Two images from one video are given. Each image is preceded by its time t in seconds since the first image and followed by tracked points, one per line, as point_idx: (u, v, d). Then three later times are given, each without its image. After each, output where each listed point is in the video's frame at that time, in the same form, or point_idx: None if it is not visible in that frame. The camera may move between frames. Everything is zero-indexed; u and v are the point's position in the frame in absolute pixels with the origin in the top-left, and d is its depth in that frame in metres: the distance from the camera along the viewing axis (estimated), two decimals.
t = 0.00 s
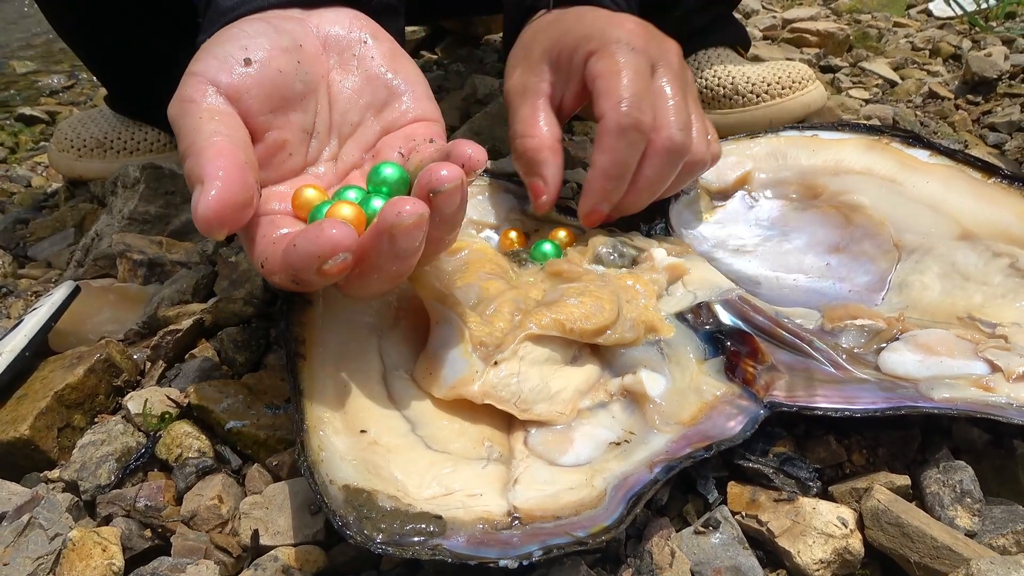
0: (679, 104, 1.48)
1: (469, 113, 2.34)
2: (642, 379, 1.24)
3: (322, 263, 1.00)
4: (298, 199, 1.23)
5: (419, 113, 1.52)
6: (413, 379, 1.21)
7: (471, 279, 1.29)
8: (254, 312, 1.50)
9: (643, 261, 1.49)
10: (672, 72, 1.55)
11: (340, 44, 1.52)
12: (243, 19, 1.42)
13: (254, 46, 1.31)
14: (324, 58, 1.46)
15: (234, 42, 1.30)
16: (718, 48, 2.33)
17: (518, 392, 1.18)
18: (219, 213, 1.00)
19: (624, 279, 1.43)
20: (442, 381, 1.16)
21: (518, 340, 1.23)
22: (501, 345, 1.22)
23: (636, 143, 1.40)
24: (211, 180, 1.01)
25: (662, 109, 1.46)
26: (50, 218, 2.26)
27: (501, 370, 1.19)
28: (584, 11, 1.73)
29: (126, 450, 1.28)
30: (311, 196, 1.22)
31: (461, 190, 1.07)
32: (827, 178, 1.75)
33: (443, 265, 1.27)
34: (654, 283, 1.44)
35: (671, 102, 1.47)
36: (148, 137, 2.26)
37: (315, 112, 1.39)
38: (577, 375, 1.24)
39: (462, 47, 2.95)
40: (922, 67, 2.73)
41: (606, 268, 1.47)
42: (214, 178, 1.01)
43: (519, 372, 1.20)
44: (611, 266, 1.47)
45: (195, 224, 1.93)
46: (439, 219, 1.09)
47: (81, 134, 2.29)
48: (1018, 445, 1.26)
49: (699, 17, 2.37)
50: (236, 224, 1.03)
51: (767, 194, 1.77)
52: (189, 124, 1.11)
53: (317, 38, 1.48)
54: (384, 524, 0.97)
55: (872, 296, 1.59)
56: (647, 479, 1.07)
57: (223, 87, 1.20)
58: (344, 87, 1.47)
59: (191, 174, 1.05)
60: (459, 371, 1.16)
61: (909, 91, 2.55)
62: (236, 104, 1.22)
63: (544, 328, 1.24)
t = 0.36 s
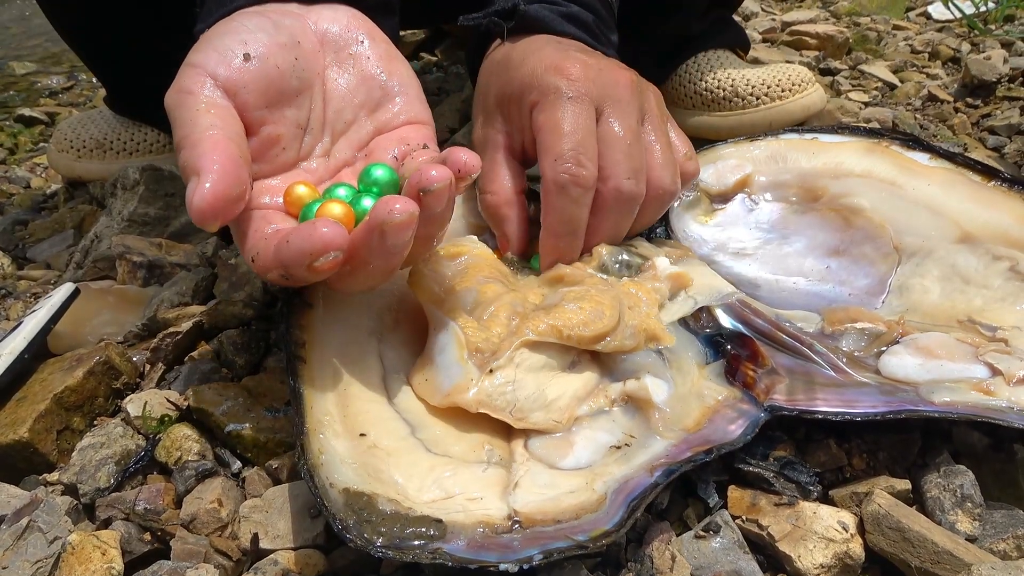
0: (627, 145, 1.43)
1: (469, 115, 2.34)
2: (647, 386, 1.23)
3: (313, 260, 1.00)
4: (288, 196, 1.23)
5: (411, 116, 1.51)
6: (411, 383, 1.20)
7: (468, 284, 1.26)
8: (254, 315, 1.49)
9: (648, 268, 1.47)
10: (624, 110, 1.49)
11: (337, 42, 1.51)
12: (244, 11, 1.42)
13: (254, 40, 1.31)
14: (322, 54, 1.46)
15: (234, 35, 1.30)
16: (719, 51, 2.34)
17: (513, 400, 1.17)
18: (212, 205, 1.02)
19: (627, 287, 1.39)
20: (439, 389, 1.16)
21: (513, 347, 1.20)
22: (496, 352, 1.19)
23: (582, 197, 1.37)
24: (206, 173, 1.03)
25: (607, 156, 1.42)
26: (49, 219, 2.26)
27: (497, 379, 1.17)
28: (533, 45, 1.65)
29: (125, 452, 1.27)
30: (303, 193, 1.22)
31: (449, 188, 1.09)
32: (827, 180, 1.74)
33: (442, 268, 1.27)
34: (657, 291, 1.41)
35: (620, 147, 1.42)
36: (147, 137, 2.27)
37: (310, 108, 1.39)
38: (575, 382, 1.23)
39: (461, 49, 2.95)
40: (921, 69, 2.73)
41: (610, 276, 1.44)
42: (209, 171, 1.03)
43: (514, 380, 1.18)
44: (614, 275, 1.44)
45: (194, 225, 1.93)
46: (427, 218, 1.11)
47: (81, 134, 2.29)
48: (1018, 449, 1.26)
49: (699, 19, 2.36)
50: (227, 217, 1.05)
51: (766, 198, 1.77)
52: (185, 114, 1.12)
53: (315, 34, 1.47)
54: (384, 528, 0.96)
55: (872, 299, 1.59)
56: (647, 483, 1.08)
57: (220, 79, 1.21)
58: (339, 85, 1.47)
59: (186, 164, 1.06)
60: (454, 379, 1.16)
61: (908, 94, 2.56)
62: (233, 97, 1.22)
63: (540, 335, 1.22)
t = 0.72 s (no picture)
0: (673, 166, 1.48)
1: (470, 117, 2.34)
2: (648, 391, 1.24)
3: (321, 272, 1.01)
4: (292, 207, 1.23)
5: (413, 126, 1.51)
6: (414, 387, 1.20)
7: (472, 287, 1.27)
8: (256, 317, 1.49)
9: (650, 271, 1.47)
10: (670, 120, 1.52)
11: (340, 51, 1.51)
12: (247, 19, 1.43)
13: (259, 48, 1.32)
14: (325, 63, 1.46)
15: (239, 42, 1.31)
16: (719, 55, 2.34)
17: (518, 403, 1.17)
18: (220, 214, 1.01)
19: (629, 289, 1.40)
20: (444, 392, 1.15)
21: (518, 351, 1.20)
22: (501, 355, 1.20)
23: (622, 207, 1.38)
24: (214, 180, 1.03)
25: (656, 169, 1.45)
26: (49, 220, 2.25)
27: (501, 382, 1.17)
28: (596, 21, 1.61)
29: (127, 456, 1.27)
30: (307, 204, 1.22)
31: (456, 200, 1.09)
32: (830, 186, 1.74)
33: (445, 272, 1.27)
34: (659, 294, 1.42)
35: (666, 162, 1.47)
36: (147, 139, 2.27)
37: (314, 117, 1.39)
38: (579, 385, 1.23)
39: (462, 51, 2.95)
40: (922, 74, 2.74)
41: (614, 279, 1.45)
42: (218, 178, 1.03)
43: (518, 383, 1.18)
44: (617, 277, 1.45)
45: (195, 227, 1.93)
46: (435, 229, 1.11)
47: (81, 136, 2.29)
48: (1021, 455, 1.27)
49: (701, 23, 2.36)
50: (235, 225, 1.05)
51: (768, 202, 1.76)
52: (191, 121, 1.12)
53: (318, 42, 1.48)
54: (388, 534, 0.96)
55: (874, 304, 1.59)
56: (650, 489, 1.08)
57: (226, 86, 1.22)
58: (342, 94, 1.47)
59: (194, 171, 1.06)
60: (459, 382, 1.15)
61: (909, 99, 2.56)
62: (239, 105, 1.22)
63: (545, 338, 1.22)
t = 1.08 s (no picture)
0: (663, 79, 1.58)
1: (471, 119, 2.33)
2: (650, 393, 1.23)
3: (372, 259, 1.01)
4: (342, 205, 1.22)
5: (450, 121, 1.51)
6: (415, 387, 1.20)
7: (474, 290, 1.27)
8: (257, 319, 1.50)
9: (650, 271, 1.47)
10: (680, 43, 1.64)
11: (373, 51, 1.50)
12: (283, 24, 1.42)
13: (298, 51, 1.31)
14: (360, 64, 1.46)
15: (278, 46, 1.30)
16: (720, 58, 2.33)
17: (522, 405, 1.16)
18: (278, 216, 1.01)
19: (630, 290, 1.40)
20: (446, 393, 1.15)
21: (521, 351, 1.20)
22: (504, 357, 1.20)
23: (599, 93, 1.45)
24: (270, 184, 1.03)
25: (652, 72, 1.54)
26: (49, 221, 2.25)
27: (506, 382, 1.17)
28: None
29: (127, 457, 1.26)
30: (356, 201, 1.22)
31: (509, 195, 1.08)
32: (831, 188, 1.74)
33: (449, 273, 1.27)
34: (660, 294, 1.42)
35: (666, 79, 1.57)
36: (148, 140, 2.31)
37: (354, 117, 1.39)
38: (582, 387, 1.23)
39: (462, 53, 2.95)
40: (923, 76, 2.73)
41: (614, 279, 1.44)
42: (274, 180, 1.03)
43: (523, 384, 1.18)
44: (618, 277, 1.44)
45: (196, 228, 1.93)
46: (486, 223, 1.11)
47: (82, 137, 2.30)
48: None
49: (703, 25, 2.36)
50: (292, 228, 1.05)
51: (770, 204, 1.76)
52: (240, 128, 1.13)
53: (352, 44, 1.47)
54: (390, 537, 0.96)
55: (876, 307, 1.60)
56: (653, 492, 1.07)
57: (271, 91, 1.21)
58: (378, 94, 1.47)
59: (249, 176, 1.07)
60: (464, 383, 1.15)
61: (909, 101, 2.56)
62: (284, 109, 1.23)
63: (548, 340, 1.21)
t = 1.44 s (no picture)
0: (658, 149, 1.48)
1: (472, 121, 2.34)
2: (651, 395, 1.23)
3: (344, 295, 1.00)
4: (316, 226, 1.22)
5: (433, 140, 1.48)
6: (418, 391, 1.19)
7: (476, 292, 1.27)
8: (257, 321, 1.50)
9: (651, 272, 1.47)
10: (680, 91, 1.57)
11: (358, 69, 1.51)
12: (265, 41, 1.43)
13: (278, 70, 1.31)
14: (343, 82, 1.46)
15: (258, 66, 1.31)
16: (720, 59, 2.33)
17: (524, 406, 1.17)
18: (246, 240, 1.01)
19: (631, 290, 1.41)
20: (447, 395, 1.15)
21: (523, 353, 1.20)
22: (506, 358, 1.20)
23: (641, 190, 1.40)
24: (239, 208, 1.03)
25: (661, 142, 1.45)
26: (50, 222, 2.24)
27: (507, 384, 1.17)
28: (579, 38, 1.64)
29: (128, 459, 1.26)
30: (334, 224, 1.21)
31: (482, 224, 1.07)
32: (832, 190, 1.75)
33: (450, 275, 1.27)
34: (661, 296, 1.42)
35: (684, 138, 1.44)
36: (149, 142, 2.28)
37: (334, 137, 1.39)
38: (583, 389, 1.23)
39: (463, 54, 2.96)
40: (923, 78, 2.74)
41: (614, 280, 1.44)
42: (243, 204, 1.03)
43: (524, 386, 1.18)
44: (619, 279, 1.44)
45: (197, 230, 1.93)
46: (460, 252, 1.09)
47: (82, 139, 2.29)
48: None
49: (704, 26, 2.36)
50: (261, 251, 1.05)
51: (771, 206, 1.77)
52: (213, 149, 1.12)
53: (336, 61, 1.47)
54: (391, 539, 0.96)
55: (877, 308, 1.59)
56: (654, 494, 1.07)
57: (247, 111, 1.22)
58: (361, 112, 1.46)
59: (218, 200, 1.06)
60: (464, 386, 1.15)
61: (910, 103, 2.56)
62: (260, 129, 1.23)
63: (550, 342, 1.21)
